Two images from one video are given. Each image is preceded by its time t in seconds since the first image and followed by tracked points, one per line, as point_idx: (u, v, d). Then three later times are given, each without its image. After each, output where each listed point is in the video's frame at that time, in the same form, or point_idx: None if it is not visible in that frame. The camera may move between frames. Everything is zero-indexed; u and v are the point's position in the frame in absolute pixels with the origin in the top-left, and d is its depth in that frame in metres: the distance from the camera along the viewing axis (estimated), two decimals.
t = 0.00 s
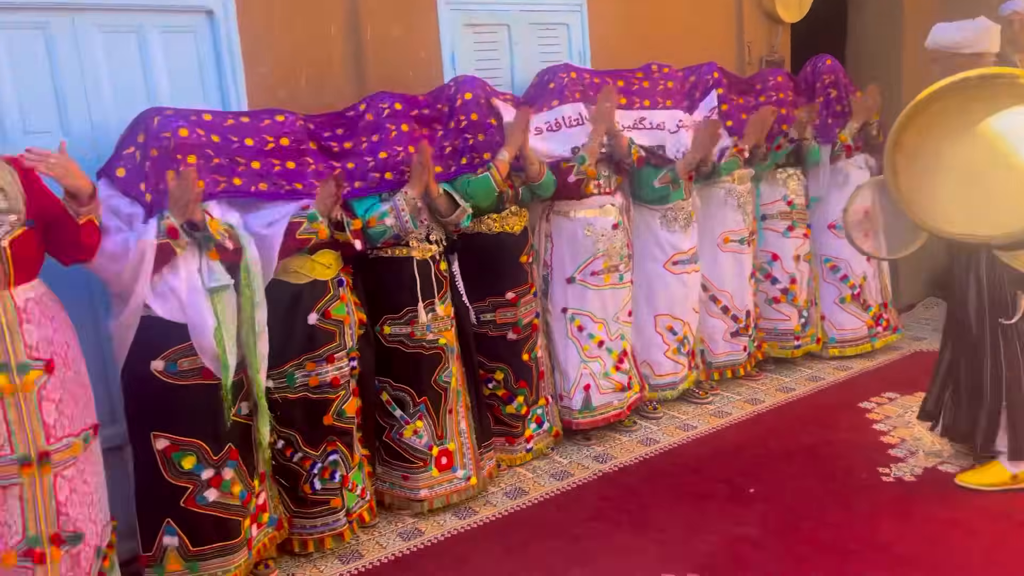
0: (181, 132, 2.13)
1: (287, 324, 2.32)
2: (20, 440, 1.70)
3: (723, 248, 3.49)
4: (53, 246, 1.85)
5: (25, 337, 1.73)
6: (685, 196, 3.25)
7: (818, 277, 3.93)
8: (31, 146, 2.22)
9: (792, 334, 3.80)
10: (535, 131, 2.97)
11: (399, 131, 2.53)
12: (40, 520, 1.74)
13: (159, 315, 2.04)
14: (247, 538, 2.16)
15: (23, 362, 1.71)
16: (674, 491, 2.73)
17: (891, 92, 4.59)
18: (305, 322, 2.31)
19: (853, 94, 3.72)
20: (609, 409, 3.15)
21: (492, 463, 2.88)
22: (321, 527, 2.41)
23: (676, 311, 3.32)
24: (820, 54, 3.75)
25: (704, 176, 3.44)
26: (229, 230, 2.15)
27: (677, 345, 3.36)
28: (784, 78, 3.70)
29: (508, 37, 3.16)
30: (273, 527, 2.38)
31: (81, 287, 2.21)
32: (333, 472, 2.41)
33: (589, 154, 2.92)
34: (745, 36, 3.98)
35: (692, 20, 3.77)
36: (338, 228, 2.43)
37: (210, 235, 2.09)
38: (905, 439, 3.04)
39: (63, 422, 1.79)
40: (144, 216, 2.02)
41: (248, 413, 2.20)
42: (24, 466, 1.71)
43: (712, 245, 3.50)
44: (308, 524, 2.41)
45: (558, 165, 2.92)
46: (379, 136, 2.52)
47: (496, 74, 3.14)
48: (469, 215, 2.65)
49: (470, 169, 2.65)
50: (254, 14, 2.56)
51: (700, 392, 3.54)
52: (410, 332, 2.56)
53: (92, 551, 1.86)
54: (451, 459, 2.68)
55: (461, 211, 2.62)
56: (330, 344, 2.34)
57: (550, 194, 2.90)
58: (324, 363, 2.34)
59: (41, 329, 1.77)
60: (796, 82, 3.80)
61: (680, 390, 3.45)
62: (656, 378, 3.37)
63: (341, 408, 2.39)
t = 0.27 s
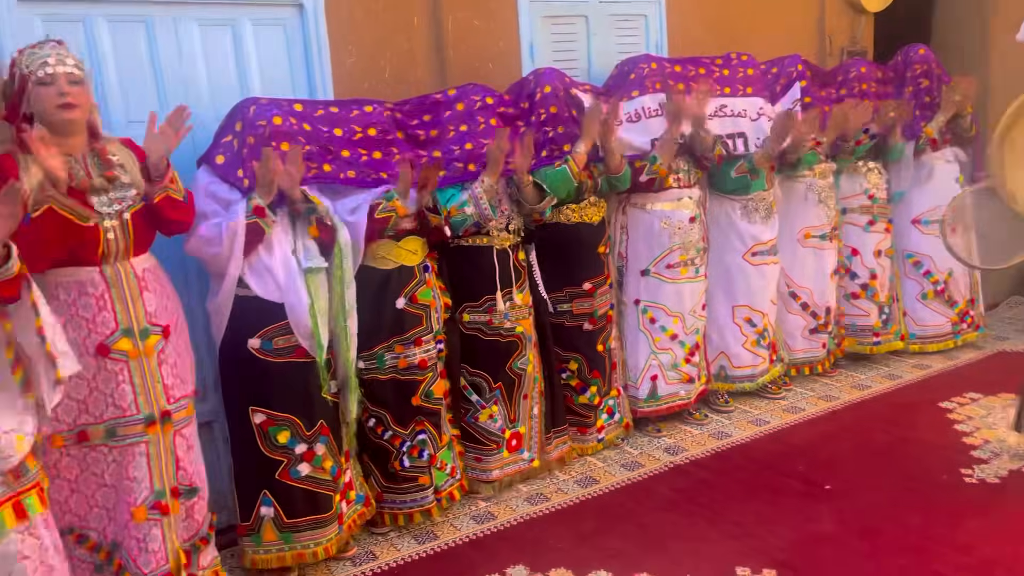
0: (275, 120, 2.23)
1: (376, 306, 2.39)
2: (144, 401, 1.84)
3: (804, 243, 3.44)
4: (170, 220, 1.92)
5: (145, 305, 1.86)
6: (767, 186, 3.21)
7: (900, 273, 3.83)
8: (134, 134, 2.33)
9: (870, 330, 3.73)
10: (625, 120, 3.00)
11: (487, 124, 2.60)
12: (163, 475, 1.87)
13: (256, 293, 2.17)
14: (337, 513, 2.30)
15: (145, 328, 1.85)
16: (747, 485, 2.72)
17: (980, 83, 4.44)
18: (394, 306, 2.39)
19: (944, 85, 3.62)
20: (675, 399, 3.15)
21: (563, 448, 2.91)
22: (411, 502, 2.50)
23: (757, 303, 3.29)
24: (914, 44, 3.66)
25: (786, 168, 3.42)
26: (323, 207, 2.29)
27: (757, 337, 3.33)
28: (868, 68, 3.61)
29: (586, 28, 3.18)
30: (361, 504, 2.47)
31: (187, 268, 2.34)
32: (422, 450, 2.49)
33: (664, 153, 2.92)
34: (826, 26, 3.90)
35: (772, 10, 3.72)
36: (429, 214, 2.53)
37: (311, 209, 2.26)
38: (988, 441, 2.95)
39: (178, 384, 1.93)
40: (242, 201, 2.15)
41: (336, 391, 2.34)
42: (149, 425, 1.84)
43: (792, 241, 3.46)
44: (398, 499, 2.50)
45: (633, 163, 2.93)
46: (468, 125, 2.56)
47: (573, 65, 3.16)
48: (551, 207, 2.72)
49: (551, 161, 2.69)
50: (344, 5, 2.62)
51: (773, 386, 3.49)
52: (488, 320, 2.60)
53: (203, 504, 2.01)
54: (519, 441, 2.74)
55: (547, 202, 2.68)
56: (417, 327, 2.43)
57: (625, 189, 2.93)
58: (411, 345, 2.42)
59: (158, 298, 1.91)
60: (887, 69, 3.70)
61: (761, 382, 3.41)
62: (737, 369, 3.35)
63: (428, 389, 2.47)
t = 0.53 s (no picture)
0: (355, 120, 2.32)
1: (449, 306, 2.46)
2: (244, 394, 1.92)
3: (879, 241, 3.37)
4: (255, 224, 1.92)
5: (245, 302, 1.94)
6: (839, 186, 3.14)
7: (977, 279, 3.72)
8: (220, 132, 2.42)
9: (950, 341, 3.62)
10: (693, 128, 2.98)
11: (562, 126, 2.63)
12: (264, 463, 1.96)
13: (336, 292, 2.25)
14: (410, 501, 2.38)
15: (243, 325, 1.92)
16: (817, 489, 2.68)
17: None
18: (466, 299, 2.44)
19: None
20: (745, 407, 3.13)
21: (633, 448, 2.91)
22: (481, 492, 2.56)
23: (829, 305, 3.23)
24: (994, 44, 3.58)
25: (860, 167, 3.34)
26: (396, 217, 2.32)
27: (829, 341, 3.28)
28: (947, 71, 3.53)
29: (658, 26, 3.18)
30: (433, 494, 2.51)
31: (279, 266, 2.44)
32: (493, 442, 2.55)
33: (740, 163, 2.91)
34: (904, 23, 3.81)
35: (849, 6, 3.64)
36: (498, 213, 2.56)
37: (382, 219, 2.30)
38: None
39: (277, 378, 2.00)
40: (323, 199, 2.24)
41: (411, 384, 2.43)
42: (248, 417, 1.93)
43: (868, 236, 3.39)
44: (468, 489, 2.57)
45: (706, 169, 2.92)
46: (544, 126, 2.61)
47: (645, 63, 3.17)
48: (621, 208, 2.72)
49: (624, 160, 2.70)
50: (420, 5, 2.67)
51: (844, 390, 3.43)
52: (561, 318, 2.63)
53: (303, 493, 2.09)
54: (594, 441, 2.75)
55: (617, 204, 2.70)
56: (489, 322, 2.47)
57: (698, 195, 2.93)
58: (484, 338, 2.47)
59: (258, 296, 1.97)
60: (963, 70, 3.63)
61: (832, 387, 3.36)
62: (807, 373, 3.32)
63: (499, 382, 2.52)
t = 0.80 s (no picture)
0: (424, 124, 2.36)
1: (513, 308, 2.47)
2: (317, 387, 1.98)
3: (947, 249, 3.28)
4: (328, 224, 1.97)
5: (320, 298, 1.99)
6: (905, 193, 3.08)
7: None
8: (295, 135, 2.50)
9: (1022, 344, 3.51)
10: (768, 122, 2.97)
11: (624, 126, 2.62)
12: (337, 458, 2.02)
13: (402, 289, 2.28)
14: (468, 499, 2.41)
15: (317, 320, 1.98)
16: (883, 501, 2.62)
17: None
18: (529, 305, 2.45)
19: None
20: (814, 412, 3.06)
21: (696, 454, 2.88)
22: (540, 496, 2.57)
23: (892, 314, 3.16)
24: None
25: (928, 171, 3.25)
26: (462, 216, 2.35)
27: (893, 350, 3.20)
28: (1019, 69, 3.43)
29: (724, 30, 3.18)
30: (490, 492, 2.56)
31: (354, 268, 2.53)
32: (552, 446, 2.56)
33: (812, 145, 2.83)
34: (981, 24, 3.71)
35: (923, 7, 3.56)
36: (560, 221, 2.56)
37: (447, 217, 2.32)
38: None
39: (351, 373, 2.04)
40: (392, 199, 2.27)
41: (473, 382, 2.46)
42: (321, 411, 1.98)
43: (935, 243, 3.31)
44: (527, 492, 2.58)
45: (778, 159, 2.88)
46: (605, 128, 2.61)
47: (710, 65, 3.17)
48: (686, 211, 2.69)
49: (690, 161, 2.69)
50: (488, 10, 2.71)
51: (913, 401, 3.36)
52: (621, 320, 2.63)
53: (377, 489, 2.13)
54: (654, 445, 2.73)
55: (682, 206, 2.68)
56: (551, 326, 2.48)
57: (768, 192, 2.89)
58: (545, 343, 2.48)
59: (334, 293, 2.03)
60: None
61: (896, 400, 3.28)
62: (869, 382, 3.24)
63: (558, 386, 2.53)
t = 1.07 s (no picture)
0: (482, 130, 2.39)
1: (564, 312, 2.47)
2: (364, 386, 2.00)
3: (1006, 264, 3.20)
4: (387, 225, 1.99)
5: (371, 297, 2.01)
6: (969, 203, 3.00)
7: None
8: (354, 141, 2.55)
9: None
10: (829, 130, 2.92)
11: (683, 137, 2.63)
12: (380, 459, 2.03)
13: (459, 292, 2.31)
14: (520, 504, 2.42)
15: (368, 319, 2.01)
16: (945, 517, 2.56)
17: None
18: (582, 311, 2.45)
19: None
20: (861, 419, 3.04)
21: (744, 462, 2.86)
22: (591, 502, 2.57)
23: (951, 326, 3.08)
24: None
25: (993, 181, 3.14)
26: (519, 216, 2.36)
27: (950, 364, 3.12)
28: None
29: (784, 36, 3.16)
30: (542, 500, 2.57)
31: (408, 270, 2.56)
32: (604, 453, 2.55)
33: (867, 169, 2.78)
34: None
35: (990, 12, 3.47)
36: (615, 225, 2.55)
37: (508, 215, 2.35)
38: None
39: (397, 373, 2.05)
40: (449, 204, 2.29)
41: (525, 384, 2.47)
42: (367, 409, 2.01)
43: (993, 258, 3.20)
44: (578, 498, 2.58)
45: (833, 177, 2.85)
46: (665, 137, 2.62)
47: (769, 72, 3.15)
48: (745, 217, 2.65)
49: (746, 170, 2.67)
50: (545, 17, 2.73)
51: (976, 415, 3.29)
52: (676, 328, 2.62)
53: (418, 490, 2.11)
54: (701, 451, 2.73)
55: (740, 213, 2.63)
56: (604, 332, 2.48)
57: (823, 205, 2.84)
58: (598, 350, 2.48)
59: (386, 291, 2.04)
60: None
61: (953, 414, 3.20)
62: (924, 398, 3.16)
63: (612, 394, 2.53)
